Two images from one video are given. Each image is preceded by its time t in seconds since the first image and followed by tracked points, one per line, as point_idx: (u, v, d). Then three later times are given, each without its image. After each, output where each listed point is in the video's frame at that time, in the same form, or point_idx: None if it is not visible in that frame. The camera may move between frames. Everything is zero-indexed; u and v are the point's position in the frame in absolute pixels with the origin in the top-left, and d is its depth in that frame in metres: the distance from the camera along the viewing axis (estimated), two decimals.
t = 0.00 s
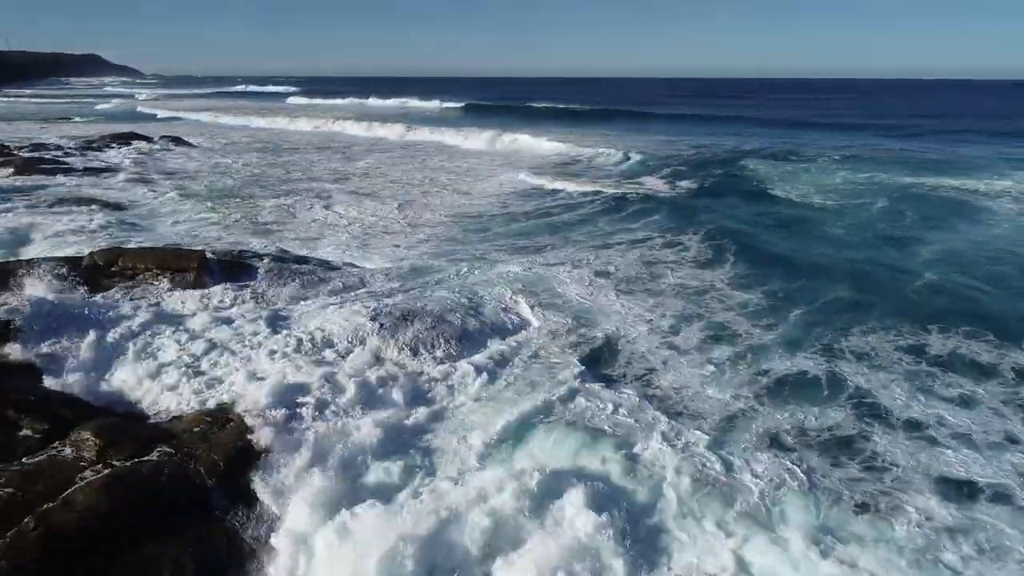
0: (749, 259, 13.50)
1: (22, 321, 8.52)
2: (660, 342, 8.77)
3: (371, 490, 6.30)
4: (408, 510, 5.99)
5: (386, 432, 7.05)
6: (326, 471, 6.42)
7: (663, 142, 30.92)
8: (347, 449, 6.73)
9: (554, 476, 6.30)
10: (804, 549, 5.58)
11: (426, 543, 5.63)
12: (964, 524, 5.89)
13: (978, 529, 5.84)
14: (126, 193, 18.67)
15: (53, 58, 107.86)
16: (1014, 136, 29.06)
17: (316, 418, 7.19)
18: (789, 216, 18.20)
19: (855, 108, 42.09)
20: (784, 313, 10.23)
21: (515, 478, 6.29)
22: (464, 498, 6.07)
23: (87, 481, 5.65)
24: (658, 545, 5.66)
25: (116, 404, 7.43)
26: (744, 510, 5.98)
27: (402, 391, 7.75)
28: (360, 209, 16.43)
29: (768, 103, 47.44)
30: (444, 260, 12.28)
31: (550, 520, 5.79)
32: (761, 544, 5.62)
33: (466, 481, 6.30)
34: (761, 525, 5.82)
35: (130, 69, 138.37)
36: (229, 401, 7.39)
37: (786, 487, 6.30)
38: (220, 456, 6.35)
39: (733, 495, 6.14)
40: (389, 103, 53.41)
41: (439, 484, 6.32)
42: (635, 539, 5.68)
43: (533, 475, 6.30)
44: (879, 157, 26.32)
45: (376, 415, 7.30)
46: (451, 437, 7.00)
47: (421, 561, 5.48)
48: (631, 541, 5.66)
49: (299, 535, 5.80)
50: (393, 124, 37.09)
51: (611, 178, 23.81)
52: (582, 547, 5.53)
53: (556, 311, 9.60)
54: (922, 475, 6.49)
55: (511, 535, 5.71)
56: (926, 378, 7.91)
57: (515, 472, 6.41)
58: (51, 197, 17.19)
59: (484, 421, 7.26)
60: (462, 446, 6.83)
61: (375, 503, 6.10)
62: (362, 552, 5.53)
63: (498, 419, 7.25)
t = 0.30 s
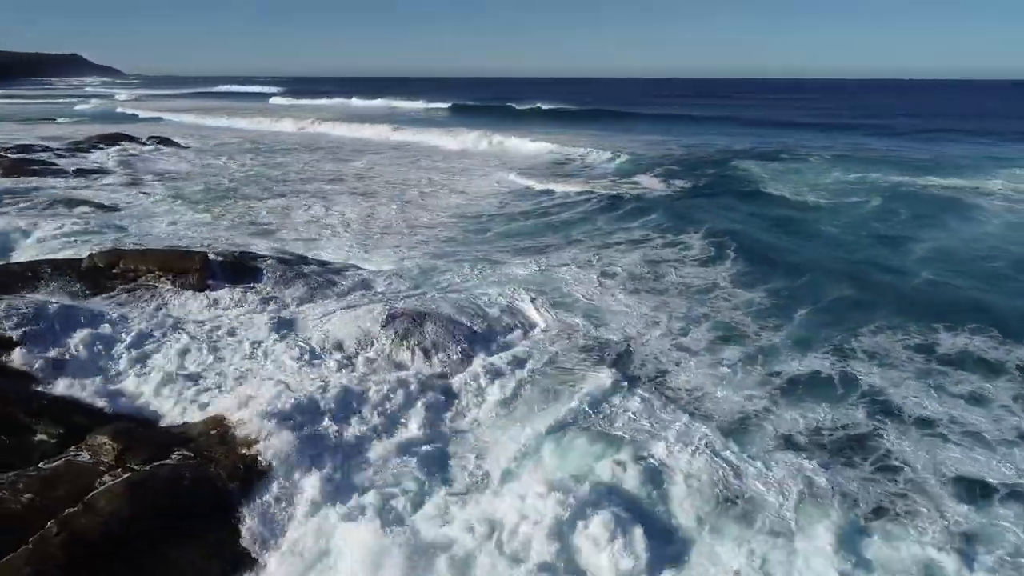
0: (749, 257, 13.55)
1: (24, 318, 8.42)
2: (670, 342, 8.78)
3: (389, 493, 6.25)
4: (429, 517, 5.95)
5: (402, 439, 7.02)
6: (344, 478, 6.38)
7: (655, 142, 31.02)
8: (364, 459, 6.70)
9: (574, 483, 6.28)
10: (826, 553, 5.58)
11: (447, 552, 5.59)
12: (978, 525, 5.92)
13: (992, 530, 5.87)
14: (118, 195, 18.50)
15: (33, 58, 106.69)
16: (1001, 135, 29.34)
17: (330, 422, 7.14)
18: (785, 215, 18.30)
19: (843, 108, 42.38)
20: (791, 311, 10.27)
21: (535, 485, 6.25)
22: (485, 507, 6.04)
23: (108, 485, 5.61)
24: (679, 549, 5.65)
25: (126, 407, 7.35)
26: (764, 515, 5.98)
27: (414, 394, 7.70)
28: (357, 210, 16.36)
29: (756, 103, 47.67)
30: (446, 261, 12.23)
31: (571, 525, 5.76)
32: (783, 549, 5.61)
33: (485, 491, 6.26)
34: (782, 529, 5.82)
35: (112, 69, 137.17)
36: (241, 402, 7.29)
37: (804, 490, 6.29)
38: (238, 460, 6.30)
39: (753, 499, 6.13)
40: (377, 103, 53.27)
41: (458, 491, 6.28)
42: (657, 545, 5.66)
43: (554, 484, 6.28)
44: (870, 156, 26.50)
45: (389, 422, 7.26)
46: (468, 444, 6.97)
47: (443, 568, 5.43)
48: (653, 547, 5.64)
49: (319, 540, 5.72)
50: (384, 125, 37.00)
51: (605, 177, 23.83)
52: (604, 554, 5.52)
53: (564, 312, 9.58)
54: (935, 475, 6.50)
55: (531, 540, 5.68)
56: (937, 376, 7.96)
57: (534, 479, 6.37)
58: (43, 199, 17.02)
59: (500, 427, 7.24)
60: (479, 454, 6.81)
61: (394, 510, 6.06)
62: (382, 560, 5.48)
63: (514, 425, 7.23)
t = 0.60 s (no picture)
0: (756, 256, 13.59)
1: (32, 312, 8.11)
2: (688, 342, 8.79)
3: (416, 493, 6.21)
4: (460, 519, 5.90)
5: (426, 440, 6.97)
6: (371, 482, 6.33)
7: (650, 142, 31.08)
8: (391, 459, 6.64)
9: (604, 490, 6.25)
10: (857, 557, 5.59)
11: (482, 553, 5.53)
12: (1003, 524, 5.95)
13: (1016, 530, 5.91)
14: (116, 196, 18.35)
15: (19, 58, 105.90)
16: (995, 134, 29.59)
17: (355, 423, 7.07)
18: (786, 214, 18.37)
19: (835, 108, 42.62)
20: (803, 311, 10.30)
21: (563, 493, 6.24)
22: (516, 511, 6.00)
23: (137, 488, 5.56)
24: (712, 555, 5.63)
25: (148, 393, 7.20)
26: (792, 519, 5.98)
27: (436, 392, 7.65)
28: (360, 210, 16.29)
29: (748, 103, 47.89)
30: (455, 263, 12.20)
31: (603, 531, 5.76)
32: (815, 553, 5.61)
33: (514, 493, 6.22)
34: (812, 533, 5.81)
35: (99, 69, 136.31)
36: (262, 404, 7.22)
37: (832, 492, 6.29)
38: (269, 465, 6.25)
39: (781, 502, 6.13)
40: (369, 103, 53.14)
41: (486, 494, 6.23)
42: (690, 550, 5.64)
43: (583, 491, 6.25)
44: (865, 156, 26.64)
45: (413, 422, 7.22)
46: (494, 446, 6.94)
47: (476, 570, 5.39)
48: (684, 553, 5.64)
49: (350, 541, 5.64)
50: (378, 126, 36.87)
51: (604, 176, 23.84)
52: (637, 559, 5.52)
53: (578, 313, 9.58)
54: (958, 474, 6.52)
55: (563, 544, 5.66)
56: (957, 375, 8.01)
57: (562, 484, 6.34)
58: (40, 201, 16.85)
59: (524, 429, 7.20)
60: (504, 456, 6.77)
61: (423, 510, 6.01)
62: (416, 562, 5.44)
63: (539, 428, 7.20)
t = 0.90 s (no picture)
0: (764, 255, 13.61)
1: (47, 312, 7.99)
2: (705, 343, 8.80)
3: (445, 496, 6.21)
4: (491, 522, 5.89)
5: (450, 444, 6.97)
6: (399, 486, 6.31)
7: (649, 142, 31.15)
8: (415, 463, 6.61)
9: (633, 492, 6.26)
10: (889, 558, 5.62)
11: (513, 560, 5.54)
12: None
13: None
14: (118, 197, 18.27)
15: (8, 58, 105.13)
16: (992, 134, 29.76)
17: (378, 424, 7.01)
18: (788, 213, 18.44)
19: (831, 108, 42.78)
20: (817, 310, 10.33)
21: (593, 496, 6.25)
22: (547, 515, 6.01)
23: (168, 490, 5.52)
24: (744, 556, 5.65)
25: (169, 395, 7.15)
26: (822, 519, 6.00)
27: (456, 394, 7.61)
28: (365, 211, 16.26)
29: (744, 104, 48.05)
30: (464, 267, 12.19)
31: (633, 536, 5.79)
32: (846, 555, 5.63)
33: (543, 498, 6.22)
34: (843, 534, 5.84)
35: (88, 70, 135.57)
36: (284, 407, 7.18)
37: (861, 491, 6.32)
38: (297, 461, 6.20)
39: (810, 503, 6.16)
40: (362, 103, 53.03)
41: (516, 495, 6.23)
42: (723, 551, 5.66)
43: (614, 494, 6.26)
44: (864, 156, 26.75)
45: (435, 420, 7.17)
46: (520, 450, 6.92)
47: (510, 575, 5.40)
48: (716, 553, 5.65)
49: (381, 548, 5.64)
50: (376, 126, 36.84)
51: (604, 175, 23.86)
52: (669, 562, 5.53)
53: (593, 316, 9.58)
54: (983, 471, 6.56)
55: (595, 548, 5.68)
56: (977, 375, 8.05)
57: (592, 487, 6.35)
58: (40, 203, 16.74)
59: (548, 432, 7.21)
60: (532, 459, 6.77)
61: (452, 513, 6.01)
62: (450, 568, 5.46)
63: (563, 431, 7.21)
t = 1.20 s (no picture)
0: (775, 253, 13.63)
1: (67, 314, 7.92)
2: (727, 344, 8.81)
3: (481, 496, 6.17)
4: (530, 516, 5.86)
5: (481, 444, 6.92)
6: (433, 484, 6.26)
7: (649, 142, 31.21)
8: (449, 459, 6.57)
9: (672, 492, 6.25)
10: (928, 553, 5.62)
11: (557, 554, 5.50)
12: None
13: None
14: (122, 198, 18.20)
15: None
16: (992, 134, 29.89)
17: (404, 421, 6.99)
18: (794, 212, 18.47)
19: (829, 108, 42.90)
20: (837, 310, 10.31)
21: (629, 494, 6.22)
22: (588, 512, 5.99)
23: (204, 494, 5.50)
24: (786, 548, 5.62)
25: (197, 397, 7.12)
26: (860, 514, 5.98)
27: (480, 395, 7.60)
28: (373, 211, 16.21)
29: (742, 103, 48.19)
30: (477, 269, 12.18)
31: (674, 532, 5.75)
32: (887, 551, 5.62)
33: (580, 495, 6.20)
34: (884, 529, 5.83)
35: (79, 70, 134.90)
36: (309, 406, 7.12)
37: (896, 488, 6.32)
38: (333, 462, 6.16)
39: (848, 498, 6.15)
40: (358, 103, 52.94)
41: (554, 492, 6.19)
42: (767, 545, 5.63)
43: (652, 493, 6.24)
44: (865, 155, 26.83)
45: (465, 422, 7.13)
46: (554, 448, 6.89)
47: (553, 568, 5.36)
48: (757, 546, 5.62)
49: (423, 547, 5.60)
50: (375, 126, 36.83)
51: (607, 175, 23.88)
52: (711, 559, 5.51)
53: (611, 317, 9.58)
54: (1016, 470, 6.57)
55: (636, 544, 5.65)
56: (1005, 376, 8.06)
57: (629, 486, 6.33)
58: (45, 204, 16.63)
59: (578, 433, 7.18)
60: (567, 456, 6.76)
61: (489, 510, 5.97)
62: (491, 561, 5.40)
63: (593, 432, 7.18)
